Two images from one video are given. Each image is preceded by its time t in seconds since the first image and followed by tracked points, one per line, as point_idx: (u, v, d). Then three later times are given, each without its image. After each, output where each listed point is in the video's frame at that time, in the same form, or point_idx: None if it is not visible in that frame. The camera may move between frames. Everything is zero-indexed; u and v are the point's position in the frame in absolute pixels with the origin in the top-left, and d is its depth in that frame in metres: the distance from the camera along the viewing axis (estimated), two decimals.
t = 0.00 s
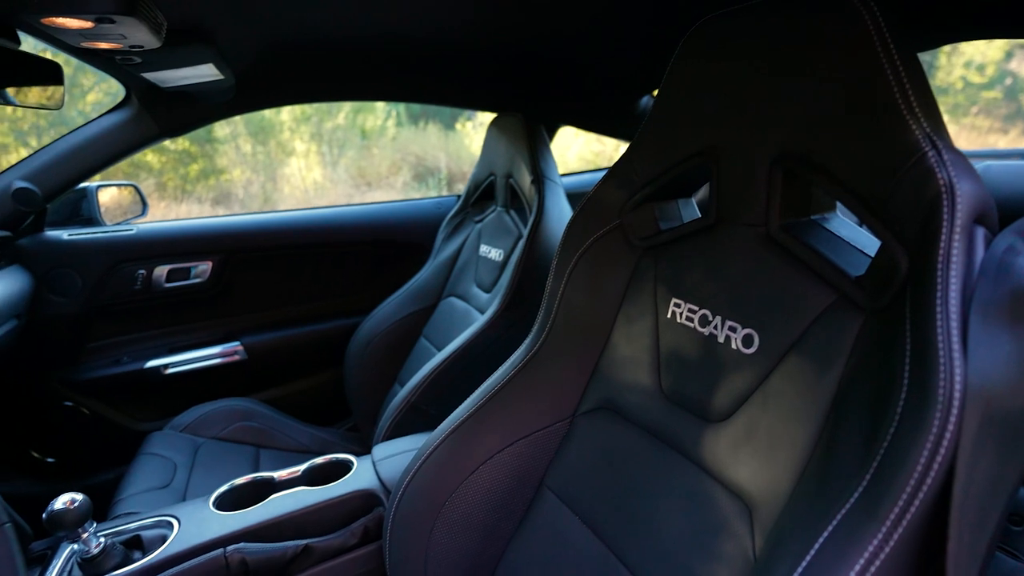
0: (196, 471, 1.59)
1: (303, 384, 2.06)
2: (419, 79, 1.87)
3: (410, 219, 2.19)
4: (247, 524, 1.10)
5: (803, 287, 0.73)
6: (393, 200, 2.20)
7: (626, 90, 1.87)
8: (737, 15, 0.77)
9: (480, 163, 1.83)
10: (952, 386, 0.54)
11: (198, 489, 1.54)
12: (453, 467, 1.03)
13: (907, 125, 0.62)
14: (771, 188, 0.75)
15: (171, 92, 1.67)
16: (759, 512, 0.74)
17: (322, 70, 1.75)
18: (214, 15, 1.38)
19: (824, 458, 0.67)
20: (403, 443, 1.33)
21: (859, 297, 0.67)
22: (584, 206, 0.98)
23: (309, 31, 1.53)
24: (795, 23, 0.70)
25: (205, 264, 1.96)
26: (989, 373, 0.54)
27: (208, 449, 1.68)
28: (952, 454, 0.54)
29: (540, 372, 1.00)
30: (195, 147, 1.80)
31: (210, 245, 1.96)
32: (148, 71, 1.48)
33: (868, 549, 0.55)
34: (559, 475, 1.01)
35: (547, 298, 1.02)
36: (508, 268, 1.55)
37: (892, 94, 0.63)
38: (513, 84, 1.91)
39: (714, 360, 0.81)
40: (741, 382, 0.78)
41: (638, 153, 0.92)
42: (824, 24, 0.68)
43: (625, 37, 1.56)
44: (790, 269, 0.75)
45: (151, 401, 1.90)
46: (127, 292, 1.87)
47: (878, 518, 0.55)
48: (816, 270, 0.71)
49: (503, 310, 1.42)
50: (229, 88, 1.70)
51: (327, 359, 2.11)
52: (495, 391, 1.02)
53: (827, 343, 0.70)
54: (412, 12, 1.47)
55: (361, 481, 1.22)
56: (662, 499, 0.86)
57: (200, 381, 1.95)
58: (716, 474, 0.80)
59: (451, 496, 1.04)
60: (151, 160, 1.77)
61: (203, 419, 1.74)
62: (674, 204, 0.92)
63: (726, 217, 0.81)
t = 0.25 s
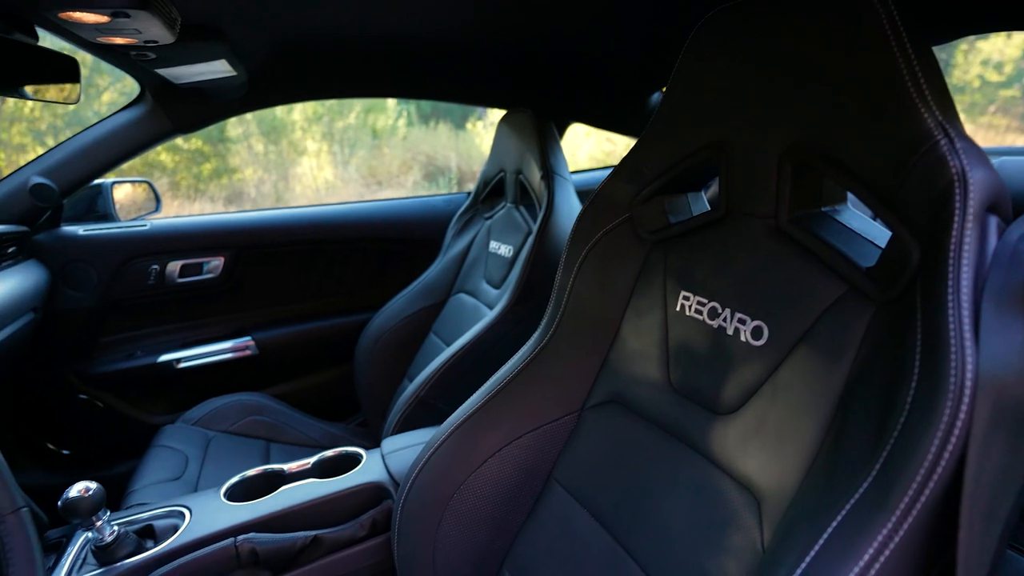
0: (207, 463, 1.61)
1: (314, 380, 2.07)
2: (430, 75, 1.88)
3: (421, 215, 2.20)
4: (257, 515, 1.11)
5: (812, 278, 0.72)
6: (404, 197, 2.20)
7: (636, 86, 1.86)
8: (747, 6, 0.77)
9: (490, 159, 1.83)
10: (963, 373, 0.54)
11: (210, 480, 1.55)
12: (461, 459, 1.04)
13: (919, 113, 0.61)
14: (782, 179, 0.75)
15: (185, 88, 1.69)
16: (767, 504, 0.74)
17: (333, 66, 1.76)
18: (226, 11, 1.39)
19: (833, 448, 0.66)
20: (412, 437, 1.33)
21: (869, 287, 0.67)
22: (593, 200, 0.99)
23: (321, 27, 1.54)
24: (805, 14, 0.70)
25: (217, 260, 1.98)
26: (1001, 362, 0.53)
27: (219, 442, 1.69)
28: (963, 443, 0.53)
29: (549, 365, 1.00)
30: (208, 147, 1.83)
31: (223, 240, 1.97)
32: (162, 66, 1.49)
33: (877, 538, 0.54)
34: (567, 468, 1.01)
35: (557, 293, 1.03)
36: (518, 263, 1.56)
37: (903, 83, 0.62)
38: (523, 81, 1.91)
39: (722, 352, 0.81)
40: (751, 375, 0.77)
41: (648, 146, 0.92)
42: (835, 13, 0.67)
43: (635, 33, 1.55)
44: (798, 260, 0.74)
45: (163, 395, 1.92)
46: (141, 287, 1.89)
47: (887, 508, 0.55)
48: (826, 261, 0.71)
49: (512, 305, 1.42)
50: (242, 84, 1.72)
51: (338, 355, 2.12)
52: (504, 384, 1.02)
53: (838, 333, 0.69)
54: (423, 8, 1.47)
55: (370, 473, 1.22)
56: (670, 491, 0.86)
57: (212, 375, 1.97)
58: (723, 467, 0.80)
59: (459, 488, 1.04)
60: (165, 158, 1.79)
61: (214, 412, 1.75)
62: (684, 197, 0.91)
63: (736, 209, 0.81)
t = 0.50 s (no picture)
0: (218, 456, 1.62)
1: (323, 375, 2.08)
2: (440, 71, 1.88)
3: (430, 212, 2.20)
4: (267, 506, 1.12)
5: (823, 268, 0.72)
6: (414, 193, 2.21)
7: (646, 82, 1.86)
8: None
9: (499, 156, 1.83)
10: (978, 360, 0.53)
11: (220, 472, 1.56)
12: (470, 452, 1.04)
13: (932, 101, 0.61)
14: (793, 170, 0.75)
15: (197, 83, 1.70)
16: (778, 495, 0.73)
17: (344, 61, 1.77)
18: (238, 6, 1.40)
19: (845, 438, 0.66)
20: (421, 430, 1.34)
21: (881, 277, 0.66)
22: (603, 193, 0.99)
23: (332, 23, 1.55)
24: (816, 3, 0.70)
25: (228, 255, 1.98)
26: (1015, 348, 0.53)
27: (229, 436, 1.70)
28: (977, 430, 0.53)
29: (558, 358, 1.00)
30: (219, 147, 1.84)
31: (234, 236, 1.98)
32: (175, 61, 1.51)
33: (889, 527, 0.54)
34: (576, 461, 1.01)
35: (565, 286, 1.03)
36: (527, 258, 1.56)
37: (917, 70, 0.62)
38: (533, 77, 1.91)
39: (733, 344, 0.81)
40: (762, 366, 0.77)
41: (657, 139, 0.92)
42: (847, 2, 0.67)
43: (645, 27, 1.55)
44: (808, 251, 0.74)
45: (174, 388, 1.94)
46: (153, 282, 1.91)
47: (900, 496, 0.54)
48: (838, 250, 0.70)
49: (521, 300, 1.42)
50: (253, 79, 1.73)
51: (347, 350, 2.13)
52: (514, 376, 1.02)
53: (850, 323, 0.69)
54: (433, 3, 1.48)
55: (379, 466, 1.23)
56: (679, 483, 0.85)
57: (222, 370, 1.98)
58: (733, 458, 0.79)
59: (467, 481, 1.04)
60: (177, 159, 1.82)
61: (224, 406, 1.77)
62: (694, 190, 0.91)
63: (746, 200, 0.81)
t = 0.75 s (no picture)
0: (227, 450, 1.62)
1: (331, 371, 2.09)
2: (449, 68, 1.89)
3: (439, 209, 2.21)
4: (277, 498, 1.13)
5: (836, 260, 0.72)
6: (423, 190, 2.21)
7: (655, 78, 1.85)
8: None
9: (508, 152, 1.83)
10: (995, 348, 0.53)
11: (229, 467, 1.57)
12: (479, 445, 1.03)
13: (949, 87, 0.60)
14: (805, 160, 0.74)
15: (208, 79, 1.71)
16: (789, 488, 0.73)
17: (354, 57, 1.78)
18: None
19: (858, 429, 0.65)
20: (429, 425, 1.34)
21: (896, 267, 0.66)
22: (613, 185, 0.98)
23: (342, 18, 1.55)
24: None
25: (237, 252, 1.99)
26: None
27: (238, 430, 1.71)
28: (995, 417, 0.53)
29: (568, 351, 1.00)
30: (229, 146, 1.85)
31: (244, 232, 1.99)
32: (186, 56, 1.51)
33: (904, 516, 0.53)
34: (585, 455, 1.00)
35: (575, 279, 1.02)
36: (535, 254, 1.55)
37: (933, 56, 0.61)
38: (542, 72, 1.91)
39: (744, 336, 0.80)
40: (773, 358, 0.76)
41: (668, 133, 0.92)
42: None
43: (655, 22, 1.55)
44: (822, 243, 0.73)
45: (184, 383, 1.95)
46: (163, 278, 1.91)
47: (916, 485, 0.54)
48: (851, 241, 0.70)
49: (529, 296, 1.42)
50: (263, 75, 1.74)
51: (355, 346, 2.13)
52: (523, 369, 1.02)
53: (864, 313, 0.68)
54: None
55: (387, 460, 1.23)
56: (689, 475, 0.85)
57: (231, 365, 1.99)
58: (744, 450, 0.79)
59: (475, 474, 1.04)
60: (186, 157, 1.83)
61: (233, 401, 1.77)
62: (705, 183, 0.91)
63: (758, 192, 0.81)
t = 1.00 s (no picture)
0: (233, 445, 1.63)
1: (337, 368, 2.09)
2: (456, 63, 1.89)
3: (445, 205, 2.20)
4: (283, 492, 1.13)
5: (847, 251, 0.71)
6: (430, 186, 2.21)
7: (663, 74, 1.85)
8: None
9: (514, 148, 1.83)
10: (1012, 336, 0.52)
11: (236, 462, 1.57)
12: (485, 439, 1.03)
13: (964, 75, 0.59)
14: (816, 151, 0.74)
15: (215, 74, 1.71)
16: (799, 482, 0.72)
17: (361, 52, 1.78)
18: None
19: (870, 421, 0.64)
20: (435, 420, 1.34)
21: (908, 258, 0.65)
22: (622, 178, 0.98)
23: (349, 13, 1.55)
24: None
25: (244, 248, 2.00)
26: None
27: (244, 426, 1.71)
28: (1011, 409, 0.52)
29: (575, 346, 1.00)
30: (235, 146, 1.85)
31: (251, 229, 1.99)
32: (194, 51, 1.51)
33: (916, 510, 0.53)
34: (592, 449, 1.00)
35: (582, 273, 1.02)
36: (542, 250, 1.55)
37: (949, 44, 0.60)
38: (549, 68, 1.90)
39: (754, 329, 0.80)
40: (784, 352, 0.76)
41: (677, 125, 0.91)
42: None
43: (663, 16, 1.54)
44: (833, 235, 0.73)
45: (190, 379, 1.95)
46: (170, 273, 1.92)
47: (928, 479, 0.53)
48: (863, 232, 0.69)
49: (536, 292, 1.42)
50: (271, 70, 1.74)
51: (361, 343, 2.13)
52: (530, 364, 1.02)
53: (876, 305, 0.67)
54: None
55: (393, 455, 1.22)
56: (698, 469, 0.84)
57: (238, 361, 1.99)
58: (753, 444, 0.78)
59: (482, 468, 1.03)
60: (194, 157, 1.85)
61: (240, 397, 1.77)
62: (713, 177, 0.90)
63: (768, 184, 0.80)
